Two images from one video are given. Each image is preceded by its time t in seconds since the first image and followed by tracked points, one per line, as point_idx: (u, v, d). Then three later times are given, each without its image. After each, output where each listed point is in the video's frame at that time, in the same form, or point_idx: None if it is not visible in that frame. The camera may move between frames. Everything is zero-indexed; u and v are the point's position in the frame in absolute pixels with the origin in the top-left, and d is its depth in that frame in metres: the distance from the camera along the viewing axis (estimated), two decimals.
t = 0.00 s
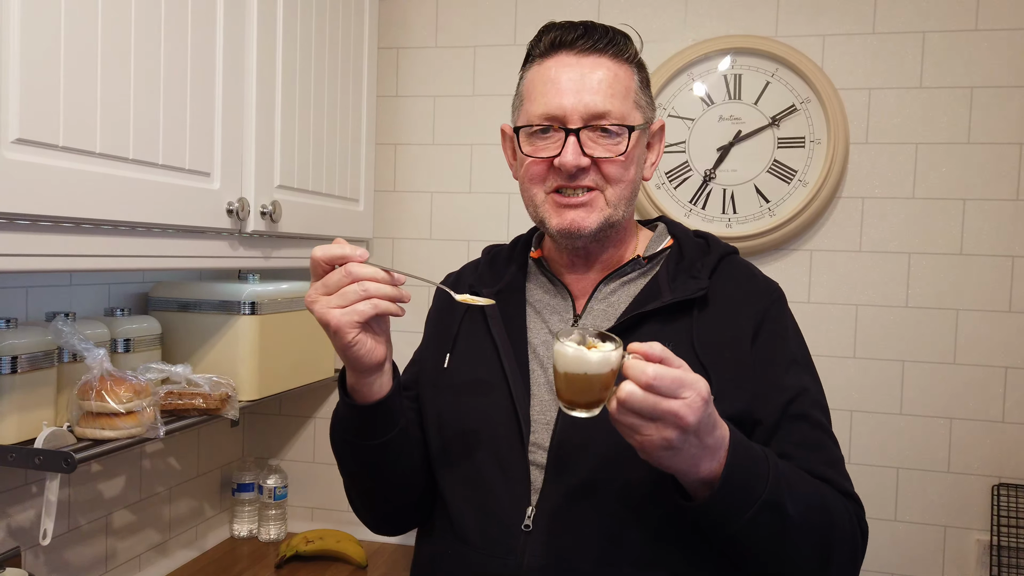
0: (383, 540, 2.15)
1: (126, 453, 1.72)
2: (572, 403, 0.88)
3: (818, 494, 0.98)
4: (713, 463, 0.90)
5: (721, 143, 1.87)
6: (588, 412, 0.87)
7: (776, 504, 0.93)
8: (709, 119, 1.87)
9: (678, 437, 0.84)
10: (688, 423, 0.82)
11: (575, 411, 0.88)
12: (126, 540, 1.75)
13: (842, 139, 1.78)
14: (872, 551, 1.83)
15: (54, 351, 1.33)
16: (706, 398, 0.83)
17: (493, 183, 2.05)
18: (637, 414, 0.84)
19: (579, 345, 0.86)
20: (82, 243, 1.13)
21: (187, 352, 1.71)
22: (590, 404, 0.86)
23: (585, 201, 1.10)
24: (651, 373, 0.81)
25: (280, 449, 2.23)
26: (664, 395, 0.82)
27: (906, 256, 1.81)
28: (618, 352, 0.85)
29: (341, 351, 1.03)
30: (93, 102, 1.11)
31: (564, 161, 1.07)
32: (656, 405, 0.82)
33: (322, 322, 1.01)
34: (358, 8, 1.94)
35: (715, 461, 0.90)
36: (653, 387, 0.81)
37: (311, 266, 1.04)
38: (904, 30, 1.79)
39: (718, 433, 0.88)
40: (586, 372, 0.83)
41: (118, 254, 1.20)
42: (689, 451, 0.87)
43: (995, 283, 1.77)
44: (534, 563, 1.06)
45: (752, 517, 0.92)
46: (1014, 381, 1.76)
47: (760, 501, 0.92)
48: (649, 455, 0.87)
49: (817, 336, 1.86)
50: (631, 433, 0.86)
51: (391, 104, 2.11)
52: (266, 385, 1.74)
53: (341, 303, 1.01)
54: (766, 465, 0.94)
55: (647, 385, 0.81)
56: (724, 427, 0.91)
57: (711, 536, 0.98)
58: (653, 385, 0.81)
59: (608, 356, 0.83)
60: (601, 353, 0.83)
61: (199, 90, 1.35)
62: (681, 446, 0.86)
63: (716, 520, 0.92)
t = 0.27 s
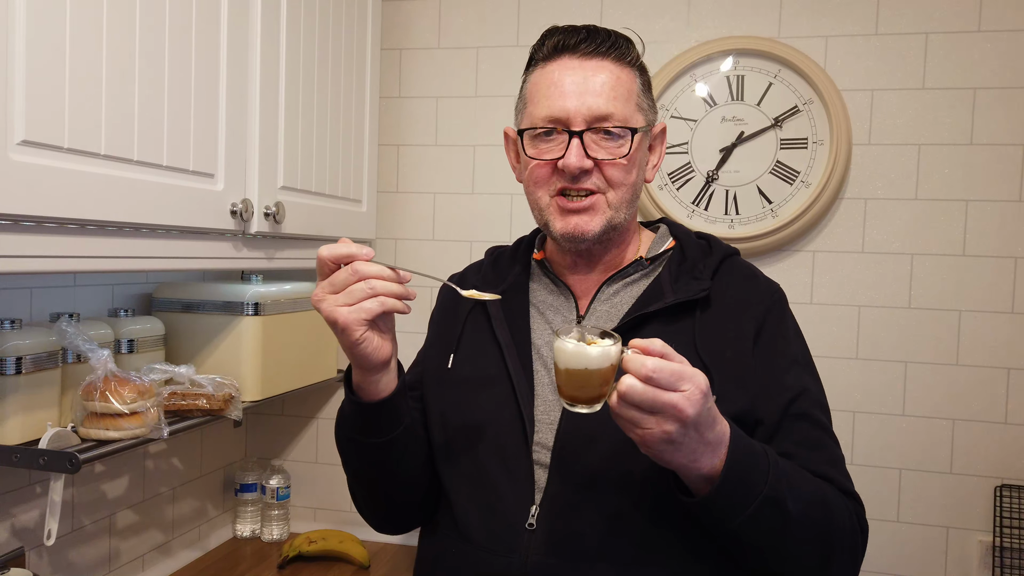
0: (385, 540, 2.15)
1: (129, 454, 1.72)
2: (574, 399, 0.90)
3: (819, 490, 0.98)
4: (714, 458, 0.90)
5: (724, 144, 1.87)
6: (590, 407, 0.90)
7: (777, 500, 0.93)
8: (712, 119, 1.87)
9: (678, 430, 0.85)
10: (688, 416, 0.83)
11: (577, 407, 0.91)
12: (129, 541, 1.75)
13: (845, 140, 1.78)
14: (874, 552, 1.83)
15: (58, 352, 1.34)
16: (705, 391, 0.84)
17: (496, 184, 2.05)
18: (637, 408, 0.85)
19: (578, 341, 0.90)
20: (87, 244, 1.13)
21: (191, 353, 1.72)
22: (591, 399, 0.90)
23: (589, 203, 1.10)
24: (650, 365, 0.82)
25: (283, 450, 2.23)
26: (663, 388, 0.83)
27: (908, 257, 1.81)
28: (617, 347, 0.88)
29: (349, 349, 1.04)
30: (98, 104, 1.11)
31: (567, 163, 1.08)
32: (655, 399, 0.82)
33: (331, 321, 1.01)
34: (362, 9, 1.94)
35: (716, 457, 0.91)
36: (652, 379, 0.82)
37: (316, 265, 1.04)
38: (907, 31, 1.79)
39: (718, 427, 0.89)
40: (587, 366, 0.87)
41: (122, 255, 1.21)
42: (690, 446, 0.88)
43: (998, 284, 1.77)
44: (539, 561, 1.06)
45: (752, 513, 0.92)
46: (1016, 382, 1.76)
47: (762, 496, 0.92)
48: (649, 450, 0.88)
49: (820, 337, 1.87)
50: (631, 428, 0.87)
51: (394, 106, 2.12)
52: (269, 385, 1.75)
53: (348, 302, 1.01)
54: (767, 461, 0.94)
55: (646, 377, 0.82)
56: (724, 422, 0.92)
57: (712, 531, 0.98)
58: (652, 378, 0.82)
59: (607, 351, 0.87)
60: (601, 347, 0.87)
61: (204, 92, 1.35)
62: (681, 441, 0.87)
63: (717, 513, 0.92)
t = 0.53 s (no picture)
0: (385, 540, 2.15)
1: (129, 453, 1.72)
2: (568, 397, 0.91)
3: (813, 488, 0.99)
4: (708, 458, 0.90)
5: (724, 144, 1.87)
6: (584, 404, 0.91)
7: (771, 500, 0.94)
8: (712, 119, 1.87)
9: (669, 429, 0.85)
10: (678, 414, 0.83)
11: (572, 404, 0.92)
12: (129, 540, 1.75)
13: (846, 140, 1.78)
14: (875, 552, 1.83)
15: (58, 351, 1.34)
16: (696, 389, 0.84)
17: (497, 184, 2.04)
18: (628, 406, 0.85)
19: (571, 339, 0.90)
20: (86, 243, 1.13)
21: (191, 352, 1.72)
22: (585, 397, 0.90)
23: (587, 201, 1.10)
24: (640, 363, 0.82)
25: (283, 449, 2.23)
26: (653, 386, 0.83)
27: (910, 256, 1.81)
28: (608, 345, 0.89)
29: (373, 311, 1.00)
30: (98, 103, 1.11)
31: (565, 160, 1.08)
32: (645, 397, 0.83)
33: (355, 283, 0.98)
34: (362, 8, 1.94)
35: (708, 457, 0.90)
36: (642, 377, 0.82)
37: (336, 231, 1.01)
38: (908, 30, 1.79)
39: (711, 426, 0.89)
40: (578, 364, 0.87)
41: (121, 254, 1.20)
42: (683, 445, 0.88)
43: (999, 284, 1.76)
44: (540, 560, 1.06)
45: (746, 513, 0.92)
46: (1018, 381, 1.76)
47: (755, 496, 0.92)
48: (642, 448, 0.88)
49: (821, 337, 1.86)
50: (623, 426, 0.87)
51: (394, 105, 2.12)
52: (269, 384, 1.74)
53: (375, 265, 0.98)
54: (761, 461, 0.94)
55: (636, 375, 0.82)
56: (718, 421, 0.92)
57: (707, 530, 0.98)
58: (642, 376, 0.82)
59: (599, 349, 0.87)
60: (591, 346, 0.87)
61: (203, 91, 1.35)
62: (673, 439, 0.87)
63: (711, 513, 0.92)
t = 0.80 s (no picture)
0: (386, 539, 2.15)
1: (131, 452, 1.72)
2: (558, 398, 0.92)
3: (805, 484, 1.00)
4: (697, 458, 0.91)
5: (726, 143, 1.87)
6: (573, 406, 0.91)
7: (763, 500, 0.94)
8: (713, 119, 1.87)
9: (656, 429, 0.86)
10: (666, 414, 0.84)
11: (562, 405, 0.92)
12: (131, 539, 1.75)
13: (847, 139, 1.78)
14: (876, 551, 1.83)
15: (59, 350, 1.34)
16: (683, 389, 0.85)
17: (498, 183, 2.05)
18: (616, 406, 0.86)
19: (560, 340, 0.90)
20: (88, 242, 1.13)
21: (192, 351, 1.72)
22: (574, 398, 0.91)
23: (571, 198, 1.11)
24: (626, 363, 0.83)
25: (285, 449, 2.23)
26: (640, 386, 0.84)
27: (911, 256, 1.81)
28: (597, 346, 0.89)
29: (413, 260, 1.03)
30: (99, 102, 1.11)
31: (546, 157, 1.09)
32: (632, 397, 0.84)
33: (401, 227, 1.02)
34: (364, 8, 1.94)
35: (699, 457, 0.91)
36: (628, 377, 0.83)
37: (386, 185, 1.09)
38: (910, 29, 1.79)
39: (701, 426, 0.90)
40: (566, 365, 0.88)
41: (123, 253, 1.20)
42: (672, 445, 0.89)
43: (1001, 283, 1.76)
44: (540, 558, 1.06)
45: (738, 513, 0.93)
46: (1019, 381, 1.76)
47: (746, 497, 0.93)
48: (631, 448, 0.89)
49: (822, 336, 1.86)
50: (613, 426, 0.88)
51: (396, 104, 2.12)
52: (271, 384, 1.75)
53: (424, 214, 1.04)
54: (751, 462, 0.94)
55: (622, 375, 0.83)
56: (709, 421, 0.93)
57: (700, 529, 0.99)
58: (628, 375, 0.83)
59: (585, 350, 0.87)
60: (579, 347, 0.87)
61: (205, 90, 1.35)
62: (661, 439, 0.87)
63: (703, 512, 0.93)
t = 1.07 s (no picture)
0: (387, 538, 2.16)
1: (133, 452, 1.73)
2: (555, 399, 0.92)
3: (798, 485, 1.00)
4: (692, 458, 0.92)
5: (727, 144, 1.87)
6: (571, 406, 0.91)
7: (758, 501, 0.95)
8: (715, 119, 1.87)
9: (653, 430, 0.86)
10: (662, 415, 0.84)
11: (560, 406, 0.92)
12: (133, 538, 1.76)
13: (848, 140, 1.78)
14: (876, 551, 1.84)
15: (62, 350, 1.34)
16: (679, 391, 0.85)
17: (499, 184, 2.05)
18: (614, 406, 0.87)
19: (558, 342, 0.91)
20: (89, 243, 1.14)
21: (194, 352, 1.72)
22: (571, 399, 0.91)
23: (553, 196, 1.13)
24: (624, 364, 0.84)
25: (286, 449, 2.24)
26: (637, 387, 0.84)
27: (912, 256, 1.81)
28: (595, 348, 0.89)
29: (428, 249, 1.08)
30: (101, 103, 1.12)
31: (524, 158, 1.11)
32: (629, 398, 0.84)
33: (417, 217, 1.07)
34: (365, 9, 1.94)
35: (694, 458, 0.92)
36: (625, 378, 0.84)
37: (397, 178, 1.14)
38: (910, 31, 1.79)
39: (696, 427, 0.91)
40: (564, 366, 0.88)
41: (124, 253, 1.21)
42: (667, 446, 0.89)
43: (1001, 284, 1.76)
44: (540, 558, 1.05)
45: (733, 513, 0.94)
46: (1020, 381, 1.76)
47: (741, 497, 0.94)
48: (627, 448, 0.89)
49: (822, 336, 1.86)
50: (610, 427, 0.89)
51: (397, 105, 2.12)
52: (273, 384, 1.75)
53: (437, 208, 1.09)
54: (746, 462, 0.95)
55: (620, 376, 0.84)
56: (705, 423, 0.94)
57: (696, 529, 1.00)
58: (625, 376, 0.84)
59: (584, 351, 0.88)
60: (577, 349, 0.88)
61: (207, 91, 1.36)
62: (657, 440, 0.88)
63: (700, 513, 0.94)
